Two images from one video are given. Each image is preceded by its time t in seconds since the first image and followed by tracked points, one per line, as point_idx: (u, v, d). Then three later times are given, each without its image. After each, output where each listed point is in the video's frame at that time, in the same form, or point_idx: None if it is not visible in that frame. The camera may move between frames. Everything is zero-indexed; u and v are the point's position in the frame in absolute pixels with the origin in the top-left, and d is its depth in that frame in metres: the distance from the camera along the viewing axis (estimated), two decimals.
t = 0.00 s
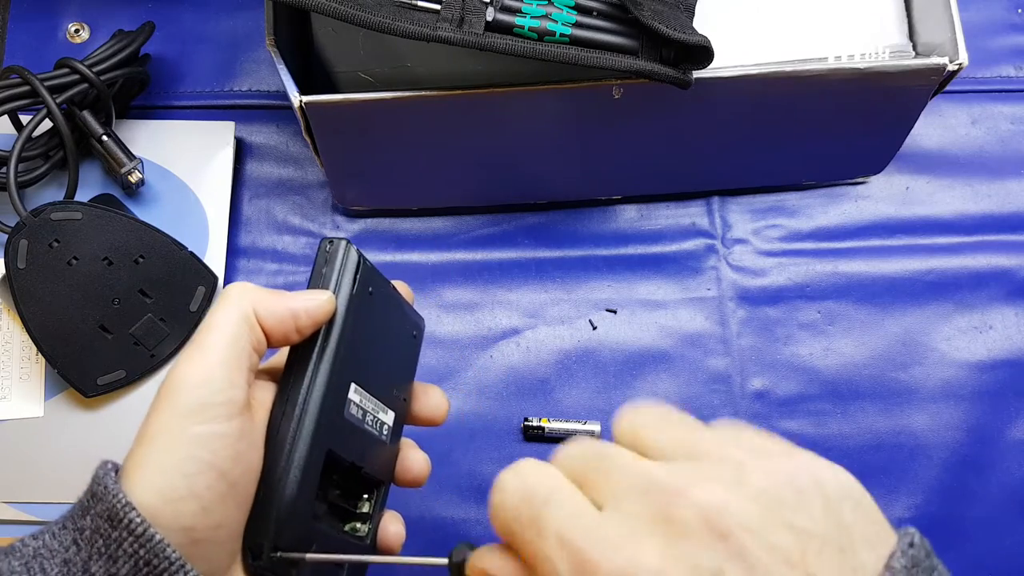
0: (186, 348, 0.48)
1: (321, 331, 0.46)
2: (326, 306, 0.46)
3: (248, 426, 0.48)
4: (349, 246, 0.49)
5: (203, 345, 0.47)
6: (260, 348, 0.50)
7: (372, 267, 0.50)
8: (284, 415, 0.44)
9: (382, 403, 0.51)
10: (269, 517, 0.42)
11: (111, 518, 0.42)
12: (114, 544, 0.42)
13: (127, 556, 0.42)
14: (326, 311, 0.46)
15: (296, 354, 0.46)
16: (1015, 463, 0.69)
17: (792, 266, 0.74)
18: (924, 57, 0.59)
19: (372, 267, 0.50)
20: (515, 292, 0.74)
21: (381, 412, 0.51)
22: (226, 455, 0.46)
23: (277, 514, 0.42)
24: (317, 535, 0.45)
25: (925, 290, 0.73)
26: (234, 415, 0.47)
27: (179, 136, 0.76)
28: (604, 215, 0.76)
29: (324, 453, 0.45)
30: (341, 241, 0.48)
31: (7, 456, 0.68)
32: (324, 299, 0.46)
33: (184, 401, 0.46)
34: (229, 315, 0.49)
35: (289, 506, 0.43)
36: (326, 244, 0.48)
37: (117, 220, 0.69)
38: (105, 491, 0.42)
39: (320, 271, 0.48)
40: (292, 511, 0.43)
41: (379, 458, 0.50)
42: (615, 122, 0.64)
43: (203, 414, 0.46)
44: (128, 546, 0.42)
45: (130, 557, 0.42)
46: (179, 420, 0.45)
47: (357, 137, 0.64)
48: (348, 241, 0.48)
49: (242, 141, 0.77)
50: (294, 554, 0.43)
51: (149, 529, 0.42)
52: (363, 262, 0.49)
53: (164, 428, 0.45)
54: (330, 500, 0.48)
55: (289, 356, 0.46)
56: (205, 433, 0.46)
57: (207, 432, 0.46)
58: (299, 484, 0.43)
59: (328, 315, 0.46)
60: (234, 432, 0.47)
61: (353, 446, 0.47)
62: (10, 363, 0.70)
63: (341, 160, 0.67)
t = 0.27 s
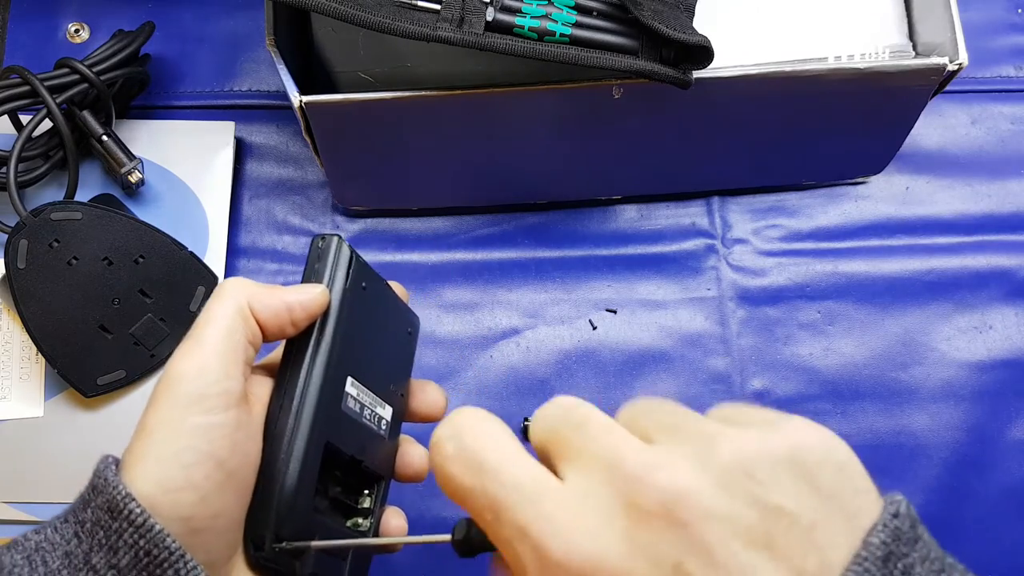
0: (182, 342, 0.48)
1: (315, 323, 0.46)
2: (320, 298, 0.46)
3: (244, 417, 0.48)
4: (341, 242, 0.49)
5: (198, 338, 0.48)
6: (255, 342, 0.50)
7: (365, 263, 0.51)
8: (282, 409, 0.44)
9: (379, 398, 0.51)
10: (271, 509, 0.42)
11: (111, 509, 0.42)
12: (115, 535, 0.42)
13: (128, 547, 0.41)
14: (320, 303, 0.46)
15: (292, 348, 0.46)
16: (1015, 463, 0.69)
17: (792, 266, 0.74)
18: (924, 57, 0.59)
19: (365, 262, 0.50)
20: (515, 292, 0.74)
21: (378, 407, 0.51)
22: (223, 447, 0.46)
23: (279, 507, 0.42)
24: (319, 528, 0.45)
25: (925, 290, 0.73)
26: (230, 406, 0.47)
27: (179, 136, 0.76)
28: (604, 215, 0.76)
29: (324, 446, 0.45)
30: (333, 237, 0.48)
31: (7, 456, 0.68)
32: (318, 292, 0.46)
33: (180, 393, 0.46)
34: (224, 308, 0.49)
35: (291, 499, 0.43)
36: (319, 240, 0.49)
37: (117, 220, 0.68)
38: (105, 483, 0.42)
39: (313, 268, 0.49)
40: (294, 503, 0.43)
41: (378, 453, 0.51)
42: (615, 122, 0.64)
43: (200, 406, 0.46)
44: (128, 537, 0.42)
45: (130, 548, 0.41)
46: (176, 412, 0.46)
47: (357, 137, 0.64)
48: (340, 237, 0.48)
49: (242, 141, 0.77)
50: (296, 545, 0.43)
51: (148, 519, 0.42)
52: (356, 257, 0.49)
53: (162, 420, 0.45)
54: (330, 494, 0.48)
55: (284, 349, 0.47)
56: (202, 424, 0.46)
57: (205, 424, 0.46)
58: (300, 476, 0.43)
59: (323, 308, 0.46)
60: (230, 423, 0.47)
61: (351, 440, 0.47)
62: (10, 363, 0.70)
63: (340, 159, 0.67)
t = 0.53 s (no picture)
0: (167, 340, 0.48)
1: (295, 319, 0.46)
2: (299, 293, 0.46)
3: (233, 409, 0.48)
4: (315, 241, 0.49)
5: (182, 335, 0.48)
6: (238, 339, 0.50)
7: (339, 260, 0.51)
8: (266, 403, 0.44)
9: (360, 393, 0.51)
10: (261, 502, 0.43)
11: (106, 503, 0.42)
12: (112, 529, 0.42)
13: (124, 539, 0.42)
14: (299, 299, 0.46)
15: (274, 345, 0.46)
16: (1015, 463, 0.69)
17: (793, 266, 0.74)
18: (924, 57, 0.59)
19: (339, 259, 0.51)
20: (515, 292, 0.74)
21: (359, 402, 0.51)
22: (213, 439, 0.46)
23: (270, 499, 0.43)
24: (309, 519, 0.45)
25: (925, 290, 0.73)
26: (219, 399, 0.47)
27: (179, 136, 0.76)
28: (604, 215, 0.76)
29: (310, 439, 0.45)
30: (307, 236, 0.48)
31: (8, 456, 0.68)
32: (296, 288, 0.46)
33: (168, 388, 0.46)
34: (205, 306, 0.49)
35: (281, 491, 0.43)
36: (292, 240, 0.48)
37: (117, 220, 0.68)
38: (100, 478, 0.43)
39: (287, 268, 0.48)
40: (284, 496, 0.43)
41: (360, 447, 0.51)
42: (615, 122, 0.64)
43: (189, 400, 0.46)
44: (124, 530, 0.42)
45: (126, 539, 0.42)
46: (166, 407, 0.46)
47: (356, 137, 0.64)
48: (314, 236, 0.48)
49: (242, 141, 0.77)
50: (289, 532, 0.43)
51: (144, 512, 0.42)
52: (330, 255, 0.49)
53: (153, 416, 0.46)
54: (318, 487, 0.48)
55: (264, 346, 0.46)
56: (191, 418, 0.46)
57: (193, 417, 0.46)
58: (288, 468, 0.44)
59: (301, 304, 0.46)
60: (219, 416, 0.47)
61: (335, 433, 0.48)
62: (9, 363, 0.70)
63: (339, 159, 0.67)
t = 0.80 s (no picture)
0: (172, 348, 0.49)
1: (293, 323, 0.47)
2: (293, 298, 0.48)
3: (243, 408, 0.49)
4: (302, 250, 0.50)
5: (188, 341, 0.49)
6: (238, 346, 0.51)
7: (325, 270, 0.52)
8: (273, 404, 0.45)
9: (359, 396, 0.52)
10: (277, 500, 0.43)
11: (130, 505, 0.42)
12: (136, 530, 0.42)
13: (149, 539, 0.42)
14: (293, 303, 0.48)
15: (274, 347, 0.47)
16: (1015, 463, 0.68)
17: (793, 266, 0.74)
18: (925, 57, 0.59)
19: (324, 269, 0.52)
20: (515, 292, 0.74)
21: (359, 404, 0.52)
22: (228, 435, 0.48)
23: (287, 496, 0.43)
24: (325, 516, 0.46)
25: (925, 290, 0.73)
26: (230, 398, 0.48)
27: (178, 136, 0.76)
28: (604, 215, 0.76)
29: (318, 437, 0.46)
30: (294, 246, 0.50)
31: (8, 456, 0.68)
32: (290, 291, 0.48)
33: (180, 390, 0.47)
34: (206, 313, 0.49)
35: (296, 488, 0.44)
36: (280, 250, 0.50)
37: (117, 220, 0.68)
38: (122, 481, 0.42)
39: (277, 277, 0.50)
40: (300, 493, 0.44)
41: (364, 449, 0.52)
42: (615, 122, 0.64)
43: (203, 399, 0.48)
44: (148, 530, 0.42)
45: (151, 540, 0.42)
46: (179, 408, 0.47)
47: (357, 138, 0.64)
48: (301, 246, 0.50)
49: (242, 140, 0.77)
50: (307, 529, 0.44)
51: (168, 511, 0.42)
52: (316, 264, 0.51)
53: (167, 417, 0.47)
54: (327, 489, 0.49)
55: (263, 350, 0.47)
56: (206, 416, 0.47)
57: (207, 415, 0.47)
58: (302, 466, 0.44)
59: (296, 306, 0.48)
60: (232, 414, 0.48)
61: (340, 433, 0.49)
62: (9, 363, 0.70)
63: (340, 160, 0.67)
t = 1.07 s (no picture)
0: (170, 363, 0.49)
1: (287, 333, 0.46)
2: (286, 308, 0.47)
3: (245, 418, 0.49)
4: (293, 261, 0.49)
5: (186, 354, 0.49)
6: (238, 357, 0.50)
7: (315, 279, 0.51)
8: (272, 416, 0.44)
9: (359, 403, 0.52)
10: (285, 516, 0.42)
11: (137, 515, 0.41)
12: (144, 541, 0.41)
13: (157, 550, 0.40)
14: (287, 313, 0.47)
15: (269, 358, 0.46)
16: (1015, 462, 0.69)
17: (792, 266, 0.74)
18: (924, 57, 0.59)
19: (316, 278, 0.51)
20: (515, 292, 0.74)
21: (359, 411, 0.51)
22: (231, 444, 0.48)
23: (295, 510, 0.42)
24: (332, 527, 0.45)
25: (925, 290, 0.73)
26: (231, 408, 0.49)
27: (179, 136, 0.76)
28: (604, 215, 0.76)
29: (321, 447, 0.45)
30: (284, 257, 0.49)
31: (8, 456, 0.68)
32: (285, 302, 0.47)
33: (182, 400, 0.47)
34: (202, 327, 0.49)
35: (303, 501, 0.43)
36: (272, 261, 0.49)
37: (117, 220, 0.69)
38: (130, 493, 0.41)
39: (268, 289, 0.49)
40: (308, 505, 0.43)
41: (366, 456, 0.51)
42: (615, 122, 0.64)
43: (204, 408, 0.48)
44: (155, 540, 0.40)
45: (159, 552, 0.40)
46: (181, 417, 0.47)
47: (357, 138, 0.64)
48: (292, 257, 0.49)
49: (242, 141, 0.77)
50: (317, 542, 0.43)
51: (175, 520, 0.41)
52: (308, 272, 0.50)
53: (169, 427, 0.47)
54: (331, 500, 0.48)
55: (261, 361, 0.46)
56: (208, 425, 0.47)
57: (210, 424, 0.47)
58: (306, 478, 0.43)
59: (291, 317, 0.47)
60: (234, 423, 0.48)
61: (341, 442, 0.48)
62: (10, 363, 0.70)
63: (340, 160, 0.67)
